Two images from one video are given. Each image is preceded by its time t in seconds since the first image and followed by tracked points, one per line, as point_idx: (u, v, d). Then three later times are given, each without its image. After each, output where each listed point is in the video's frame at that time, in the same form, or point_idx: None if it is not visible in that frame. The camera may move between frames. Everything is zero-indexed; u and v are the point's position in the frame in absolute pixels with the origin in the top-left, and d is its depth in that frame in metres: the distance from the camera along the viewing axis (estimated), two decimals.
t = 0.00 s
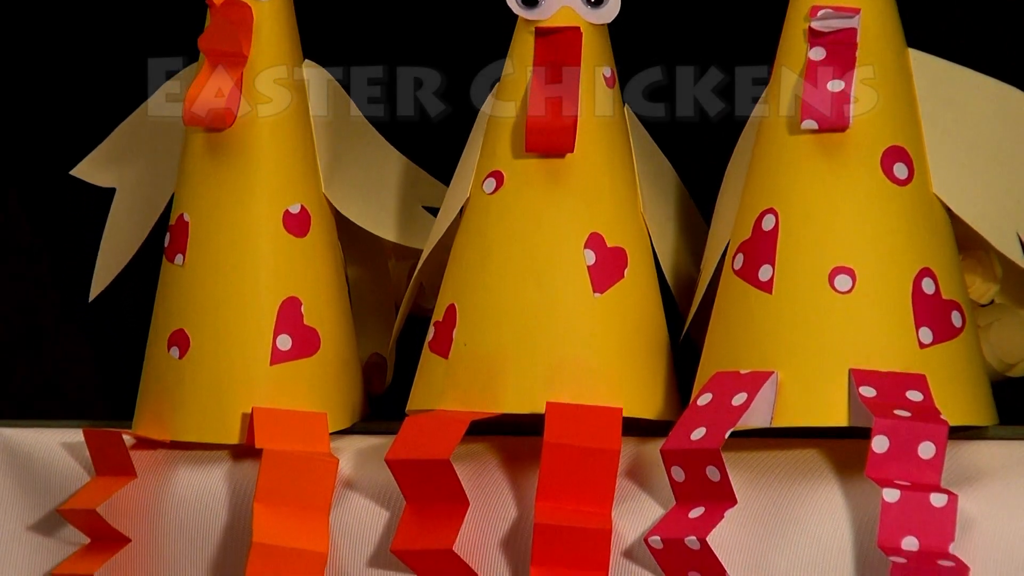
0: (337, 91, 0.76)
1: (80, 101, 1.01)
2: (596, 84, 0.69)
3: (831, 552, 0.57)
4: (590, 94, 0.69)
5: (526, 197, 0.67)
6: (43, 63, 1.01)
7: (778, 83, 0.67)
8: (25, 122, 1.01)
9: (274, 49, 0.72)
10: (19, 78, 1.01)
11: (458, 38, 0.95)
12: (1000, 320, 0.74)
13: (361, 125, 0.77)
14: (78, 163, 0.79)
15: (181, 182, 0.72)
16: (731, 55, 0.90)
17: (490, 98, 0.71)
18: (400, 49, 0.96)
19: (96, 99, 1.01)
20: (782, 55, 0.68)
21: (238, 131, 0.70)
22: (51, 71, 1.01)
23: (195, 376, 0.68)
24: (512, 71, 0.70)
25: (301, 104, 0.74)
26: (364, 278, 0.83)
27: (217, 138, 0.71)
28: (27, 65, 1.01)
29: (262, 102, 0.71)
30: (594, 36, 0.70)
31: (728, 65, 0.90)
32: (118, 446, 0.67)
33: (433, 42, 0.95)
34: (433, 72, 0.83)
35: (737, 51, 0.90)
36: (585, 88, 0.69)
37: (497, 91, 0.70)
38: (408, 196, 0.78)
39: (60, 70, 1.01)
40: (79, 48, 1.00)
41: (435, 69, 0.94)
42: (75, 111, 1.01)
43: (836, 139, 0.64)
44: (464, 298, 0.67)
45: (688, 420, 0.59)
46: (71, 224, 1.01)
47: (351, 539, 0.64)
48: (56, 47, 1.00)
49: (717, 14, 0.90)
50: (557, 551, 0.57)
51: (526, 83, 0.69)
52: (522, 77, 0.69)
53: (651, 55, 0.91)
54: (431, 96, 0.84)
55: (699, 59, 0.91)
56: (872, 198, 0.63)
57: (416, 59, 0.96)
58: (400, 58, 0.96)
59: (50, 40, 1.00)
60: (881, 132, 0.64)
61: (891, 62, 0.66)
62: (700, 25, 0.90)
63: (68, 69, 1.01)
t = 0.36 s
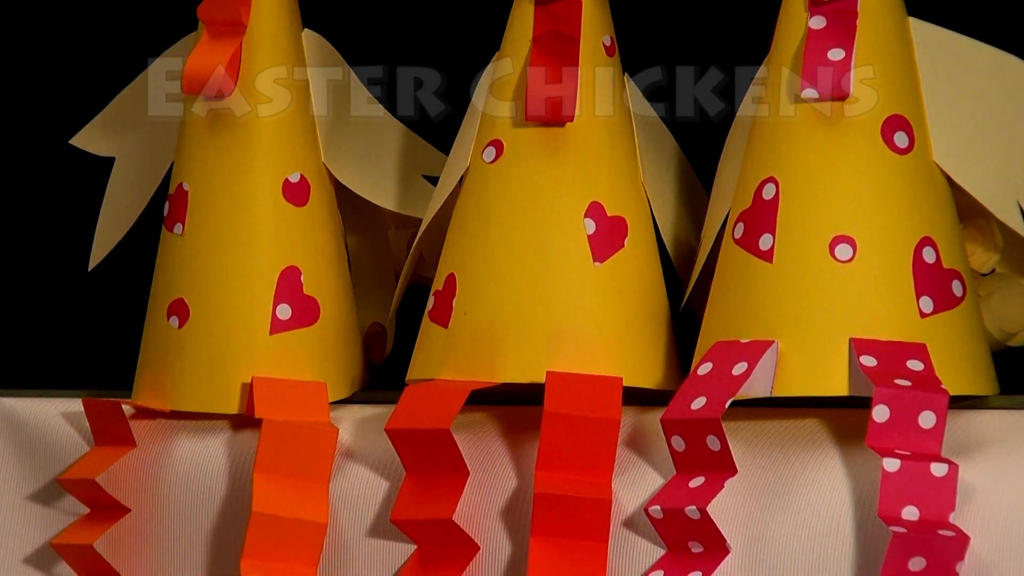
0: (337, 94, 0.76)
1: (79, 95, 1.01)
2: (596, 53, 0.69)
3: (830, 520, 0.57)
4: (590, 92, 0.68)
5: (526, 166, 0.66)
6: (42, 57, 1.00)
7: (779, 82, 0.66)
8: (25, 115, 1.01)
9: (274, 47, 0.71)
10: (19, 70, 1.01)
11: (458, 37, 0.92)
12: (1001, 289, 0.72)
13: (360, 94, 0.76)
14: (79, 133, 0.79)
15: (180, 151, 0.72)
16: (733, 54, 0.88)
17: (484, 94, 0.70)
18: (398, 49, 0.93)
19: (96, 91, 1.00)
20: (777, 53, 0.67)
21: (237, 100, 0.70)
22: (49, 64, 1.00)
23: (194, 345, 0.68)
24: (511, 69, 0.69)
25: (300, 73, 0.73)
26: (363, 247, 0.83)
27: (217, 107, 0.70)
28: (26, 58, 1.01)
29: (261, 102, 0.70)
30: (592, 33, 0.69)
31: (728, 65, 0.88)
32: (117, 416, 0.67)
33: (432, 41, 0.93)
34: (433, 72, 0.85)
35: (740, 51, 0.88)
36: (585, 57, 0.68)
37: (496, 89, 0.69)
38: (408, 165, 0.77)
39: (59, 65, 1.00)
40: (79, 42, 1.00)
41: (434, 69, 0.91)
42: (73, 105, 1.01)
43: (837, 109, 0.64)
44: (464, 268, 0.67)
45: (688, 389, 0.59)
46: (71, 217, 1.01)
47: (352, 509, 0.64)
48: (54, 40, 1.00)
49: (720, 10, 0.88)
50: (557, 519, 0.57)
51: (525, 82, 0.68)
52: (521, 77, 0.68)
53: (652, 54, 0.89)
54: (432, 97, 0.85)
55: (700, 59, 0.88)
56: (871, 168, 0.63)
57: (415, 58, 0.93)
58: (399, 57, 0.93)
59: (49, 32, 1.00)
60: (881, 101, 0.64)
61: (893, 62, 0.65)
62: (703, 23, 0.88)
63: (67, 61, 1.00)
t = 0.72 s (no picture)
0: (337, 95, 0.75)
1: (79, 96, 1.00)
2: (598, 19, 0.69)
3: (832, 485, 0.58)
4: (590, 93, 0.67)
5: (527, 133, 0.66)
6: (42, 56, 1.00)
7: (779, 82, 0.66)
8: (25, 114, 1.01)
9: (274, 48, 0.71)
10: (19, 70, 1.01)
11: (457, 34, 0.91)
12: (1003, 256, 0.72)
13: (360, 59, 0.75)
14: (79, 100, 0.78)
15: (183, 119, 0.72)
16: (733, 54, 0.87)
17: (482, 80, 0.70)
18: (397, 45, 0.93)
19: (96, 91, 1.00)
20: (777, 21, 0.67)
21: (239, 67, 0.70)
22: (51, 66, 1.00)
23: (195, 311, 0.68)
24: (511, 69, 0.68)
25: (301, 39, 0.73)
26: (365, 213, 0.83)
27: (219, 74, 0.71)
28: (26, 58, 1.00)
29: (261, 102, 0.70)
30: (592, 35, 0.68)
31: (729, 65, 0.87)
32: (119, 382, 0.67)
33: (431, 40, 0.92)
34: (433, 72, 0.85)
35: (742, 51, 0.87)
36: (586, 22, 0.69)
37: (495, 88, 0.68)
38: (409, 130, 0.77)
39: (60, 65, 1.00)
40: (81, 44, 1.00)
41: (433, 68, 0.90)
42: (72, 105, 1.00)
43: (837, 75, 0.64)
44: (465, 234, 0.67)
45: (690, 356, 0.60)
46: (71, 218, 1.00)
47: (353, 474, 0.64)
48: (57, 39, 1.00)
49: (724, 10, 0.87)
50: (557, 484, 0.57)
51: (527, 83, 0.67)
52: (522, 78, 0.67)
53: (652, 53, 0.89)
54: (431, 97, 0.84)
55: (700, 59, 0.88)
56: (871, 136, 0.63)
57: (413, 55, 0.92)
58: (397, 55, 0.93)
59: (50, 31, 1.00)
60: (881, 68, 0.64)
61: (893, 36, 0.65)
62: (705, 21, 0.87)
63: (70, 61, 1.00)
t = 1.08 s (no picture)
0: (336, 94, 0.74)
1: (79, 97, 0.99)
2: None
3: (834, 449, 0.58)
4: (589, 91, 0.66)
5: (529, 96, 0.66)
6: (41, 56, 0.99)
7: (779, 81, 0.65)
8: (24, 113, 1.00)
9: (274, 46, 0.70)
10: (18, 69, 1.00)
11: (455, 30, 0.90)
12: (1004, 221, 0.71)
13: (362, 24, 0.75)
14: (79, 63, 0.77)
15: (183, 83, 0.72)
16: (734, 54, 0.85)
17: (484, 43, 0.69)
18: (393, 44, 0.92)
19: (97, 91, 0.99)
20: None
21: (240, 31, 0.70)
22: (49, 69, 0.99)
23: (196, 275, 0.68)
24: (511, 69, 0.67)
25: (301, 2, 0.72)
26: (366, 177, 0.83)
27: (219, 37, 0.70)
28: (25, 58, 0.99)
29: (261, 102, 0.69)
30: (593, 35, 0.67)
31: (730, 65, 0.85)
32: (121, 345, 0.67)
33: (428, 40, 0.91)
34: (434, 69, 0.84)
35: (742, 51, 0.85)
36: None
37: (495, 88, 0.67)
38: (412, 94, 0.76)
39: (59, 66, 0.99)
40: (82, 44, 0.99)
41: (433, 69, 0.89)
42: (71, 105, 0.99)
43: (840, 39, 0.63)
44: (468, 198, 0.67)
45: (691, 320, 0.60)
46: (71, 209, 1.00)
47: (355, 439, 0.64)
48: (58, 39, 0.99)
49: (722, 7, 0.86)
50: (559, 448, 0.58)
51: (527, 83, 0.66)
52: (523, 78, 0.66)
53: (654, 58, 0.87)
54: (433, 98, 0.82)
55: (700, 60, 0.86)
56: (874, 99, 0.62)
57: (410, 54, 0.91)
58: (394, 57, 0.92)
59: (51, 30, 0.99)
60: (885, 31, 0.63)
61: None
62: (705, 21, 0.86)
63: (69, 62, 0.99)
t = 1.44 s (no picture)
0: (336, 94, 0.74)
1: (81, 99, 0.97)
2: None
3: (836, 413, 0.58)
4: (589, 89, 0.65)
5: (532, 61, 0.66)
6: (40, 54, 0.97)
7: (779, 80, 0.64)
8: (23, 111, 0.98)
9: (275, 46, 0.70)
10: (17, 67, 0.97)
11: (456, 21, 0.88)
12: (1007, 183, 0.71)
13: None
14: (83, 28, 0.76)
15: (186, 46, 0.72)
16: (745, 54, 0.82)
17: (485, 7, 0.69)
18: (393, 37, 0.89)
19: (97, 91, 0.97)
20: None
21: None
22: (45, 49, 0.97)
23: (199, 240, 0.68)
24: (511, 69, 0.66)
25: None
26: (368, 141, 0.82)
27: None
28: (23, 56, 0.97)
29: (261, 102, 0.69)
30: (595, 36, 0.66)
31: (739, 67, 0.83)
32: (122, 310, 0.67)
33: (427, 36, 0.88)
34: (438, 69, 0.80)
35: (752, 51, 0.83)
36: None
37: (495, 88, 0.66)
38: (414, 57, 0.75)
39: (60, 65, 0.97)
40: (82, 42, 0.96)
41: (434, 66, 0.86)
42: (70, 105, 0.97)
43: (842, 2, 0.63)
44: (471, 162, 0.66)
45: (693, 284, 0.60)
46: (69, 200, 0.98)
47: (358, 402, 0.65)
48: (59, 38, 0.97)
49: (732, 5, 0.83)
50: (562, 412, 0.58)
51: (527, 82, 0.65)
52: (522, 77, 0.66)
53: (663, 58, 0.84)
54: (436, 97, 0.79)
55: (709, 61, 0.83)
56: (876, 61, 0.62)
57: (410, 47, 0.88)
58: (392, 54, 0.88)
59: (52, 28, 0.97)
60: None
61: None
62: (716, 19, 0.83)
63: (68, 61, 0.97)
